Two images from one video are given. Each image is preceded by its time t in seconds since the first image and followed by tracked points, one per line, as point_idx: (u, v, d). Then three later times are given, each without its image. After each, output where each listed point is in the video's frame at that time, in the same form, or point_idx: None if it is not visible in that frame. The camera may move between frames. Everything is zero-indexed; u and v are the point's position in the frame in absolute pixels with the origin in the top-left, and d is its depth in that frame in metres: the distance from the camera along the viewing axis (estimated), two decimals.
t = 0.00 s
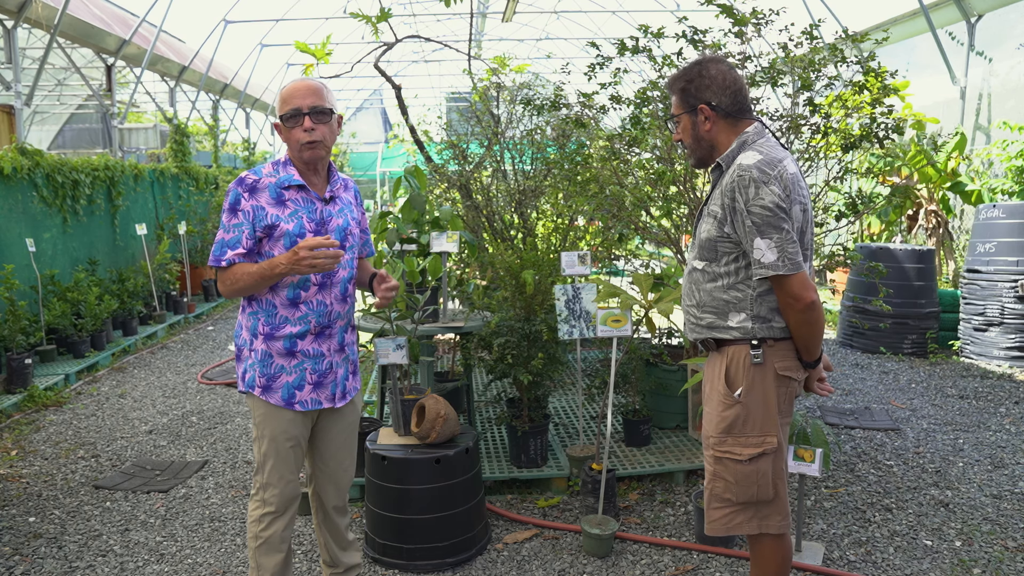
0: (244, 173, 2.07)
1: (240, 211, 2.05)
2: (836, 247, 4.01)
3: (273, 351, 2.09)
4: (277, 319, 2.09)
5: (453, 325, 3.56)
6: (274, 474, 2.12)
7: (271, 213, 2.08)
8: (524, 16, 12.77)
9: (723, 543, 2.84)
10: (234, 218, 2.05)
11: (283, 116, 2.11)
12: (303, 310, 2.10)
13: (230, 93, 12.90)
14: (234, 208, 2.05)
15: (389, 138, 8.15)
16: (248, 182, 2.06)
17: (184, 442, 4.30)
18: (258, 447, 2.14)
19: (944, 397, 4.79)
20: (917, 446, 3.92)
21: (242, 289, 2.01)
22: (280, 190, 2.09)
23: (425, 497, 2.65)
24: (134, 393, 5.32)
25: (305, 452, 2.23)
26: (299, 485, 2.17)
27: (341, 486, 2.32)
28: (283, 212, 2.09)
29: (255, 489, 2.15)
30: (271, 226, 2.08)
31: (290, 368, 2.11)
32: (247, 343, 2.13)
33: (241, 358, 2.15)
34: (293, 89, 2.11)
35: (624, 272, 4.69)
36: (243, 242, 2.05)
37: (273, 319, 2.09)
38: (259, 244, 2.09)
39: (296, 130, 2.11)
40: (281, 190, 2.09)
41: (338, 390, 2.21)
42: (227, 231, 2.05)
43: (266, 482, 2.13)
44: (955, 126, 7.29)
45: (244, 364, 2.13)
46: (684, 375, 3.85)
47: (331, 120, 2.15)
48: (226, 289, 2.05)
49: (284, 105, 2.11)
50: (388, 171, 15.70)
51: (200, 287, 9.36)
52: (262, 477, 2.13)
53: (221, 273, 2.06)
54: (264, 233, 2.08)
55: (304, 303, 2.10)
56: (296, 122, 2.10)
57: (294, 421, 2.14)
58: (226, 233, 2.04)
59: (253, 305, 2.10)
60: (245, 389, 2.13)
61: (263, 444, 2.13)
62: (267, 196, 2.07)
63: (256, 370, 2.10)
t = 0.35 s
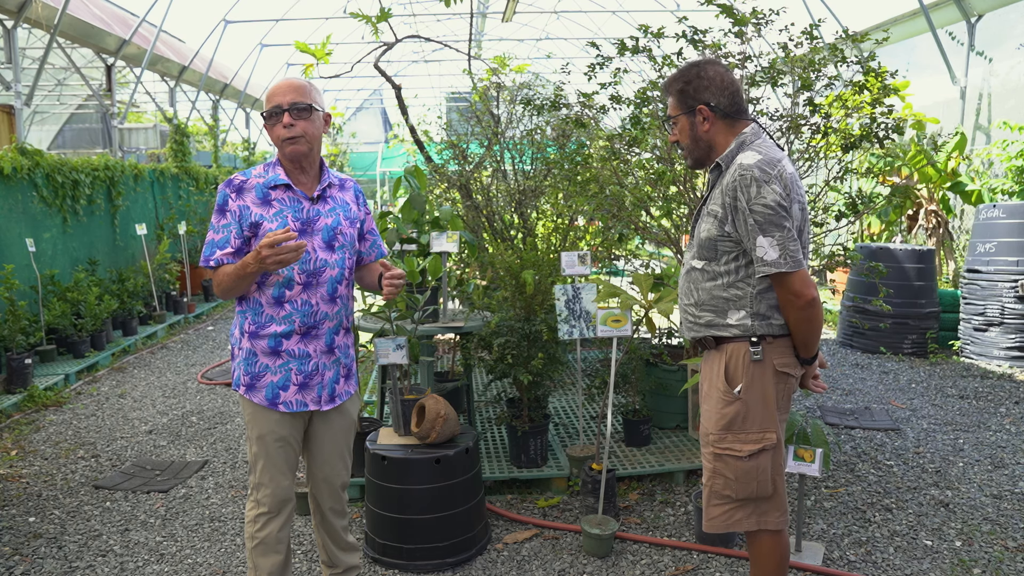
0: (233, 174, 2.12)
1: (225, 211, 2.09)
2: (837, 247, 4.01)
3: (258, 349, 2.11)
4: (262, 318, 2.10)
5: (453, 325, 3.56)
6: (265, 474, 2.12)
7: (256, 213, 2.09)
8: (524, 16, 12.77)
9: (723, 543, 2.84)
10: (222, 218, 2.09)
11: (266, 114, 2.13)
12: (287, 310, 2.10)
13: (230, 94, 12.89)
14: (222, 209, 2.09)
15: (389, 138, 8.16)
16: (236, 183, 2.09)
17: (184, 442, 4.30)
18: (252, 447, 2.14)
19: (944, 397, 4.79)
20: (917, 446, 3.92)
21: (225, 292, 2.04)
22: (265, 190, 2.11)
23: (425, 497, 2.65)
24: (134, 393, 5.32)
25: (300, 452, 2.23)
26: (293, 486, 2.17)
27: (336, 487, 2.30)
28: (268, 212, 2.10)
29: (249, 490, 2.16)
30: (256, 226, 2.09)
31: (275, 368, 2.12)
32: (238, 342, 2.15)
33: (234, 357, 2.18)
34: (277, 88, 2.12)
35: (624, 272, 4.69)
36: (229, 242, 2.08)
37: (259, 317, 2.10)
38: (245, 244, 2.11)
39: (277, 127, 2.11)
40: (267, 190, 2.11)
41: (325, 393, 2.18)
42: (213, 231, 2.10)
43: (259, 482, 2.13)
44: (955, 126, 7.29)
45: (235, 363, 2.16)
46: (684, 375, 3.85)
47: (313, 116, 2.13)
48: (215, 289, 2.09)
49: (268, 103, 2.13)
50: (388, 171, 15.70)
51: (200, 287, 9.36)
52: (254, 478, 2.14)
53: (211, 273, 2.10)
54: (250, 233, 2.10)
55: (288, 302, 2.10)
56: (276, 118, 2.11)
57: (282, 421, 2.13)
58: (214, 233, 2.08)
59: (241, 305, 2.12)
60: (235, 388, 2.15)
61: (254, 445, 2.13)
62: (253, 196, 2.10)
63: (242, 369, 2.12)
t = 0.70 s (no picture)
0: (225, 176, 2.10)
1: (220, 214, 2.06)
2: (837, 247, 4.01)
3: (255, 351, 2.11)
4: (259, 319, 2.10)
5: (453, 325, 3.56)
6: (263, 474, 2.12)
7: (252, 216, 2.08)
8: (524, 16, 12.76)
9: (723, 543, 2.84)
10: (216, 221, 2.06)
11: (291, 112, 2.08)
12: (284, 311, 2.11)
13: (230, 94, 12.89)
14: (215, 211, 2.06)
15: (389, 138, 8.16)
16: (229, 186, 2.08)
17: (184, 442, 4.30)
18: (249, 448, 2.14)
19: (944, 397, 4.79)
20: (917, 446, 3.92)
21: (233, 297, 2.05)
22: (258, 192, 2.09)
23: (424, 497, 2.65)
24: (134, 393, 5.32)
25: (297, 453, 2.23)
26: (291, 487, 2.17)
27: (334, 487, 2.30)
28: (263, 215, 2.09)
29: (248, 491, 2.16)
30: (251, 229, 2.09)
31: (272, 369, 2.12)
32: (234, 344, 2.15)
33: (229, 360, 2.17)
34: (307, 88, 2.10)
35: (624, 272, 4.69)
36: (225, 246, 2.07)
37: (255, 319, 2.10)
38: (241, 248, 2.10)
39: (304, 129, 2.09)
40: (260, 192, 2.09)
41: (323, 394, 2.19)
42: (208, 234, 2.07)
43: (257, 483, 2.13)
44: (955, 126, 7.29)
45: (230, 366, 2.16)
46: (684, 375, 3.86)
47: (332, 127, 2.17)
48: (213, 294, 2.08)
49: (294, 101, 2.08)
50: (388, 171, 15.70)
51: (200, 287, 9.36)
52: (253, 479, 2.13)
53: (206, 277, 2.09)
54: (245, 236, 2.09)
55: (285, 304, 2.11)
56: (306, 121, 2.09)
57: (279, 422, 2.13)
58: (209, 237, 2.06)
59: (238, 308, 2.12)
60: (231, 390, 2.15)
61: (252, 446, 2.13)
62: (247, 198, 2.08)
63: (239, 371, 2.12)
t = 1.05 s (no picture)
0: (237, 175, 2.05)
1: (240, 216, 2.02)
2: (837, 247, 4.01)
3: (274, 355, 2.09)
4: (276, 323, 2.09)
5: (453, 324, 3.56)
6: (272, 476, 2.12)
7: (273, 217, 2.06)
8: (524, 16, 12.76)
9: (723, 543, 2.84)
10: (234, 223, 2.02)
11: (352, 133, 2.15)
12: (303, 312, 2.12)
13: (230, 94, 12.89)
14: (233, 212, 2.01)
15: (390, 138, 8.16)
16: (246, 186, 2.04)
17: (184, 442, 4.30)
18: (257, 450, 2.13)
19: (944, 397, 4.79)
20: (917, 446, 3.92)
21: (256, 301, 2.02)
22: (275, 192, 2.08)
23: (424, 498, 2.65)
24: (134, 393, 5.32)
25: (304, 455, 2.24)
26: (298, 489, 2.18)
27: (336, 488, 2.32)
28: (281, 215, 2.08)
29: (252, 492, 2.15)
30: (271, 230, 2.07)
31: (290, 372, 2.12)
32: (242, 350, 2.10)
33: (236, 366, 2.12)
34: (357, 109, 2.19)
35: (624, 271, 4.69)
36: (247, 247, 2.03)
37: (272, 323, 2.08)
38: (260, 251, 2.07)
39: (352, 151, 2.19)
40: (277, 192, 2.08)
41: (337, 391, 2.23)
42: (228, 236, 2.01)
43: (266, 485, 2.12)
44: (955, 126, 7.30)
45: (240, 372, 2.11)
46: (684, 375, 3.86)
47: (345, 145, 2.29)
48: (230, 298, 2.02)
49: (354, 122, 2.16)
50: (388, 171, 15.70)
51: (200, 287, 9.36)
52: (260, 480, 2.13)
53: (219, 280, 2.02)
54: (263, 237, 2.06)
55: (304, 305, 2.12)
56: (355, 145, 2.19)
57: (295, 425, 2.14)
58: (228, 238, 2.01)
59: (251, 311, 2.08)
60: (243, 397, 2.10)
61: (259, 447, 2.13)
62: (265, 199, 2.05)
63: (257, 376, 2.09)
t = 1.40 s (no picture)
0: (253, 178, 2.02)
1: (264, 219, 2.00)
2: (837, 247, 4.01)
3: (295, 354, 2.12)
4: (297, 322, 2.11)
5: (453, 325, 3.56)
6: (284, 475, 2.12)
7: (293, 218, 2.07)
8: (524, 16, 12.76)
9: (723, 543, 2.84)
10: (258, 226, 2.00)
11: (356, 135, 2.19)
12: (321, 310, 2.17)
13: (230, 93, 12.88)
14: (256, 216, 2.00)
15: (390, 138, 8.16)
16: (264, 188, 2.02)
17: (184, 442, 4.30)
18: (268, 450, 2.12)
19: (944, 397, 4.79)
20: (917, 446, 3.92)
21: (284, 303, 2.03)
22: (291, 192, 2.09)
23: (424, 498, 2.65)
24: (134, 393, 5.32)
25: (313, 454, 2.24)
26: (307, 488, 2.18)
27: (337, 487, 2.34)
28: (299, 214, 2.09)
29: (260, 492, 2.13)
30: (292, 231, 2.07)
31: (311, 369, 2.15)
32: (259, 352, 2.10)
33: (252, 370, 2.11)
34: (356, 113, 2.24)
35: (624, 271, 4.69)
36: (273, 249, 2.02)
37: (293, 323, 2.10)
38: (281, 252, 2.06)
39: (352, 154, 2.23)
40: (293, 192, 2.09)
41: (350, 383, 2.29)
42: (254, 240, 1.99)
43: (277, 484, 2.12)
44: (955, 126, 7.30)
45: (259, 375, 2.10)
46: (684, 375, 3.86)
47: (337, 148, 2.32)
48: (258, 302, 2.01)
49: (356, 126, 2.20)
50: (388, 171, 15.70)
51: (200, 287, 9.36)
52: (270, 480, 2.12)
53: (246, 285, 2.00)
54: (286, 237, 2.06)
55: (322, 303, 2.17)
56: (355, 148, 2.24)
57: (312, 423, 2.16)
58: (253, 242, 1.99)
59: (272, 313, 2.08)
60: (264, 400, 2.10)
61: (270, 447, 2.12)
62: (283, 200, 2.05)
63: (280, 377, 2.10)
